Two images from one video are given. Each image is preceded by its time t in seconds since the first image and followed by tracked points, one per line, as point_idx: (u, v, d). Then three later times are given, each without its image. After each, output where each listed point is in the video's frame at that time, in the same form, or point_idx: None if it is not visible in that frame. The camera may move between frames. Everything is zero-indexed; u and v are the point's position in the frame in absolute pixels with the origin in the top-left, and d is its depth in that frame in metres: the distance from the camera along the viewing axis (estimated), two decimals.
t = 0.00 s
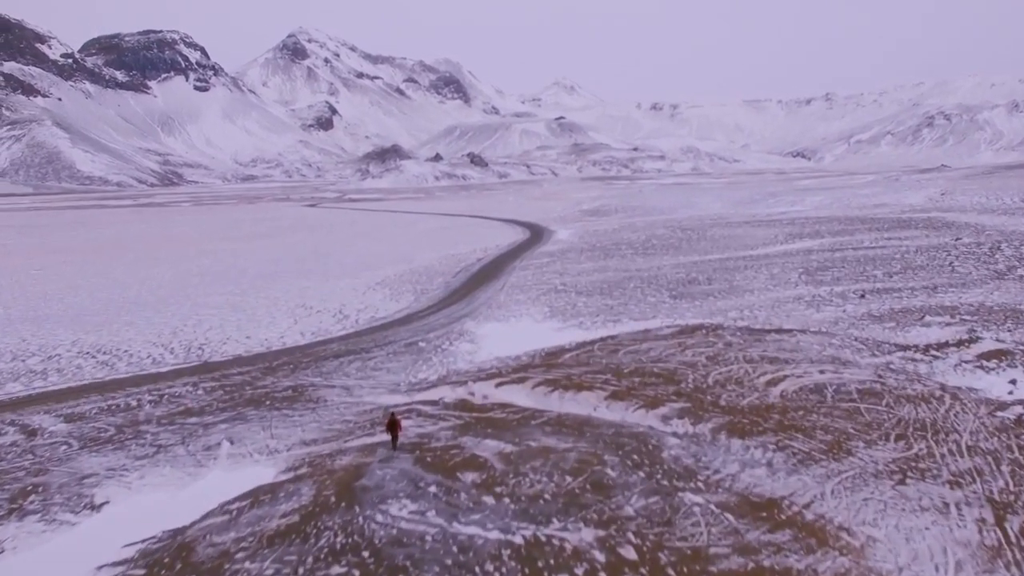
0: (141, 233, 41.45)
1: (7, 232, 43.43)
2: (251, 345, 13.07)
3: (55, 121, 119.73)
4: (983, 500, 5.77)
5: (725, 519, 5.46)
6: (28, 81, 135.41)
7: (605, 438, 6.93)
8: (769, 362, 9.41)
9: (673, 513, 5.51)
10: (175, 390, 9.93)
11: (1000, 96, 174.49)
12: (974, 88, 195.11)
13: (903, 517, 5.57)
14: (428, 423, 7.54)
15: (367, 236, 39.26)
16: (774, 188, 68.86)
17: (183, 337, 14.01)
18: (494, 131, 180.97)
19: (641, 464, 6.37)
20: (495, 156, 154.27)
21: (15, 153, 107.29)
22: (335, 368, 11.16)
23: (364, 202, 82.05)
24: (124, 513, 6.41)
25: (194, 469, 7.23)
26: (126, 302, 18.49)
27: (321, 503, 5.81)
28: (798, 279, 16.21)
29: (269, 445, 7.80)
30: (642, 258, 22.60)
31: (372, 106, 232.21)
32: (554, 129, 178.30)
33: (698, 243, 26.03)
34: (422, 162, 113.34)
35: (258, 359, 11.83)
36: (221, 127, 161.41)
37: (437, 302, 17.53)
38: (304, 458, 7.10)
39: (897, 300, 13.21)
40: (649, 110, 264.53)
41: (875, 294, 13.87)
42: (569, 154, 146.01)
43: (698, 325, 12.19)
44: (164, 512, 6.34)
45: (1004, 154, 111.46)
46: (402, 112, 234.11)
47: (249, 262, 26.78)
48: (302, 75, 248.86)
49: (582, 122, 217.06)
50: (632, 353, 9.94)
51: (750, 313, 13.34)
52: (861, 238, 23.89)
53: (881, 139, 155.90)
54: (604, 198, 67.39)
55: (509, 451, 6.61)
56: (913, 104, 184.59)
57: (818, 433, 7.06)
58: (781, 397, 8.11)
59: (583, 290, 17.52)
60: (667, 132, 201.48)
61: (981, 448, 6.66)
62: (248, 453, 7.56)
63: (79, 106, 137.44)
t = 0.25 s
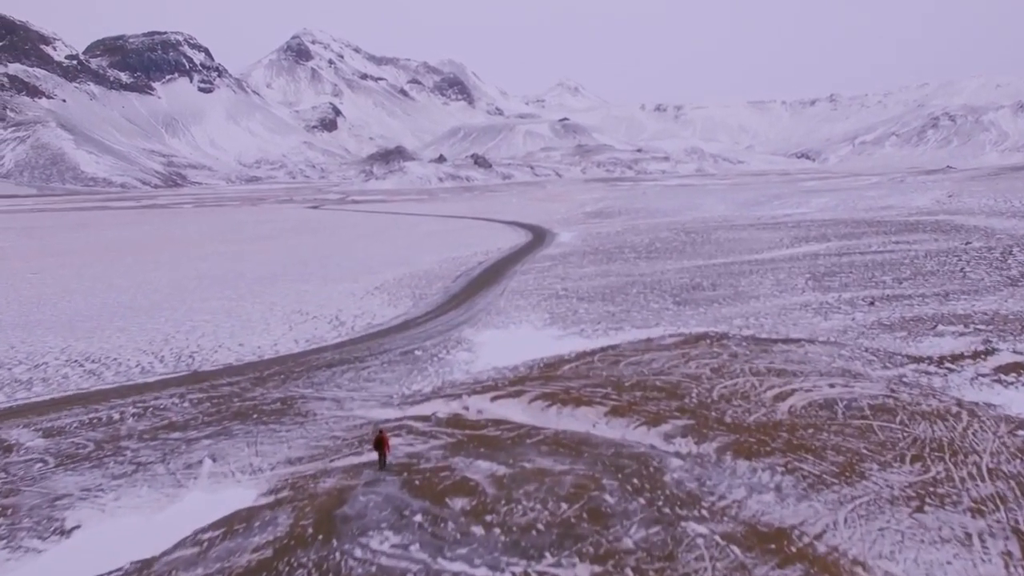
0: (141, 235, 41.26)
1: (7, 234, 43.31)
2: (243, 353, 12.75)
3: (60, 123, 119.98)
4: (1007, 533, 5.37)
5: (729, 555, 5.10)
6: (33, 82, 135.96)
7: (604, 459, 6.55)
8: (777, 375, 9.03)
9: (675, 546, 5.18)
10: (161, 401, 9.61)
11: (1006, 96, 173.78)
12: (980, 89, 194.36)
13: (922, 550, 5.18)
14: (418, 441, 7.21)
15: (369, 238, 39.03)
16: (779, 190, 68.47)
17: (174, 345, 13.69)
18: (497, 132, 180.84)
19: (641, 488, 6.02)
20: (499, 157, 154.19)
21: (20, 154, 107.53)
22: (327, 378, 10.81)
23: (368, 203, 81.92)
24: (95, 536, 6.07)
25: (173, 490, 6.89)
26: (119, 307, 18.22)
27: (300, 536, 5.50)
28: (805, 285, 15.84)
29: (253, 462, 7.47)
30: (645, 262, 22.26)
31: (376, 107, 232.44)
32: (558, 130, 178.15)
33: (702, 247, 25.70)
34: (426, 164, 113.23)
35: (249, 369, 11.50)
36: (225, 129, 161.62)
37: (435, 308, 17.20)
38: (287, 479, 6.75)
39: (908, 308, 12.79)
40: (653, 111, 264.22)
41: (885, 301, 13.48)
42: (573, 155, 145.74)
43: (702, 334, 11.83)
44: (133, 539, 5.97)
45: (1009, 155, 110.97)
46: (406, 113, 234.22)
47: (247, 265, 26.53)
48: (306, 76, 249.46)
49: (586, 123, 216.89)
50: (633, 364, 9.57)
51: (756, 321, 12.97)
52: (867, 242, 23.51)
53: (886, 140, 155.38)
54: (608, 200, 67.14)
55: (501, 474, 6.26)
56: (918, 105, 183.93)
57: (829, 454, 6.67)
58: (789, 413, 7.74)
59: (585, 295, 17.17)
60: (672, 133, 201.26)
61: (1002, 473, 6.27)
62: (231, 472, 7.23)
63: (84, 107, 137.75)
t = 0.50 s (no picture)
0: (140, 237, 40.98)
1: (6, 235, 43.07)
2: (233, 363, 12.37)
3: (64, 124, 120.16)
4: None
5: None
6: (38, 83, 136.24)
7: (600, 488, 6.17)
8: (785, 391, 8.60)
9: None
10: (143, 416, 9.23)
11: (1012, 97, 172.88)
12: (986, 89, 193.41)
13: None
14: (404, 464, 6.85)
15: (370, 240, 38.69)
16: (784, 191, 68.03)
17: (163, 353, 13.30)
18: (501, 133, 180.63)
19: (641, 522, 5.64)
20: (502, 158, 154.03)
21: (24, 155, 107.57)
22: (317, 391, 10.43)
23: (371, 205, 81.71)
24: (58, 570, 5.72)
25: (147, 517, 6.52)
26: (112, 312, 17.86)
27: None
28: (813, 292, 15.39)
29: (232, 485, 7.10)
30: (648, 267, 21.85)
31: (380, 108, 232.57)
32: (562, 131, 177.87)
33: (706, 251, 25.28)
34: (430, 165, 113.04)
35: (237, 381, 11.13)
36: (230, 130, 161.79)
37: (433, 315, 16.83)
38: (264, 506, 6.40)
39: (921, 317, 12.35)
40: (658, 112, 263.71)
41: (896, 310, 13.04)
42: (577, 157, 145.48)
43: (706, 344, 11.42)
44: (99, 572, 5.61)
45: (1016, 157, 110.30)
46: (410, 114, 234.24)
47: (244, 269, 26.23)
48: (310, 78, 249.70)
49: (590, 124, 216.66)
50: (635, 378, 9.14)
51: (763, 331, 12.53)
52: (875, 247, 23.04)
53: (891, 141, 154.89)
54: (612, 202, 66.80)
55: (491, 505, 5.89)
56: (924, 106, 183.30)
57: (843, 481, 6.25)
58: (798, 434, 7.32)
59: (586, 302, 16.74)
60: (676, 134, 200.84)
61: None
62: (209, 497, 6.85)
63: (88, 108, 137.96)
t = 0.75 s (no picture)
0: (138, 240, 40.74)
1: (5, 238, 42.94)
2: (223, 374, 12.03)
3: (68, 125, 120.40)
4: None
5: None
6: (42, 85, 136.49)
7: (596, 516, 5.85)
8: (791, 407, 8.23)
9: None
10: (124, 430, 8.89)
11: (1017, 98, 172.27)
12: (991, 90, 192.74)
13: None
14: (391, 488, 6.55)
15: (370, 243, 38.41)
16: (788, 193, 67.63)
17: (152, 363, 12.95)
18: (505, 134, 180.52)
19: (639, 557, 5.33)
20: (506, 159, 153.97)
21: (28, 157, 107.76)
22: (307, 404, 10.09)
23: (374, 206, 81.58)
24: None
25: (118, 543, 6.18)
26: (102, 319, 17.54)
27: None
28: (819, 299, 15.02)
29: (211, 508, 6.79)
30: (651, 272, 21.49)
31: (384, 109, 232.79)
32: (565, 132, 177.75)
33: (709, 255, 24.92)
34: (433, 166, 112.82)
35: (227, 392, 10.81)
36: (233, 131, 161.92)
37: (430, 321, 16.51)
38: (242, 534, 6.09)
39: (932, 326, 11.95)
40: (662, 113, 263.39)
41: (905, 319, 12.66)
42: (581, 158, 145.26)
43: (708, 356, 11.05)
44: None
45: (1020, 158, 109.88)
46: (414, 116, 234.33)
47: (240, 273, 25.95)
48: (314, 79, 250.00)
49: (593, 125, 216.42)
50: (637, 393, 8.75)
51: (768, 340, 12.15)
52: (881, 251, 22.66)
53: (895, 141, 154.50)
54: (614, 203, 66.52)
55: (481, 536, 5.59)
56: (929, 107, 182.68)
57: (854, 510, 5.90)
58: (807, 455, 6.93)
59: (588, 309, 16.34)
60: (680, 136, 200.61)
61: None
62: (185, 521, 6.50)
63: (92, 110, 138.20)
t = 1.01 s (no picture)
0: (138, 242, 40.53)
1: (6, 240, 42.80)
2: (211, 385, 11.67)
3: (73, 127, 120.72)
4: None
5: None
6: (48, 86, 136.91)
7: (590, 553, 5.47)
8: (799, 427, 7.81)
9: None
10: (102, 448, 8.52)
11: None
12: (998, 91, 191.97)
13: None
14: (373, 518, 6.21)
15: (371, 246, 38.15)
16: (793, 195, 67.25)
17: (138, 374, 12.58)
18: (509, 135, 180.41)
19: None
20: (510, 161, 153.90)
21: (33, 158, 107.92)
22: (295, 419, 9.71)
23: (377, 208, 81.46)
24: None
25: None
26: (95, 326, 17.22)
27: None
28: (827, 307, 14.59)
29: (184, 536, 6.42)
30: (654, 277, 21.08)
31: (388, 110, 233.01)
32: (570, 133, 177.65)
33: (714, 259, 24.50)
34: (437, 167, 112.68)
35: (212, 405, 10.45)
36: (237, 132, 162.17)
37: (428, 328, 16.15)
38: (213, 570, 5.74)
39: (946, 338, 11.51)
40: (666, 114, 263.09)
41: (917, 329, 12.22)
42: (585, 159, 145.00)
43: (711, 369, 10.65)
44: None
45: None
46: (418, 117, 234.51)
47: (238, 278, 25.65)
48: (319, 80, 250.41)
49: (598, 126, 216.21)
50: (636, 412, 8.34)
51: (775, 352, 11.73)
52: (890, 256, 22.21)
53: (901, 143, 154.03)
54: (619, 205, 66.24)
55: None
56: (934, 107, 182.15)
57: (870, 548, 5.49)
58: (817, 482, 6.52)
59: (589, 317, 15.93)
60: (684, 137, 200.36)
61: None
62: (155, 553, 6.14)
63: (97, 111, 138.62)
